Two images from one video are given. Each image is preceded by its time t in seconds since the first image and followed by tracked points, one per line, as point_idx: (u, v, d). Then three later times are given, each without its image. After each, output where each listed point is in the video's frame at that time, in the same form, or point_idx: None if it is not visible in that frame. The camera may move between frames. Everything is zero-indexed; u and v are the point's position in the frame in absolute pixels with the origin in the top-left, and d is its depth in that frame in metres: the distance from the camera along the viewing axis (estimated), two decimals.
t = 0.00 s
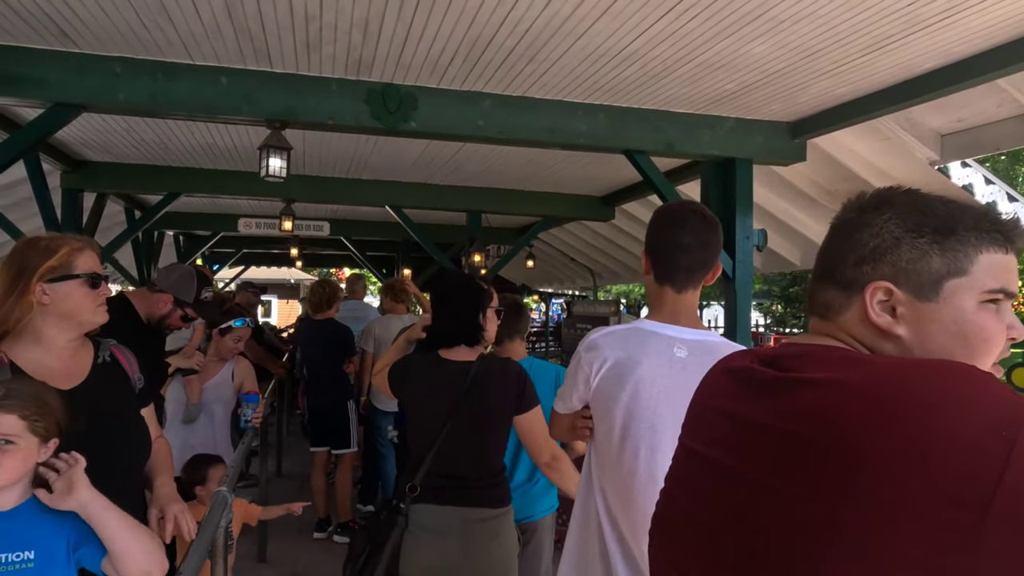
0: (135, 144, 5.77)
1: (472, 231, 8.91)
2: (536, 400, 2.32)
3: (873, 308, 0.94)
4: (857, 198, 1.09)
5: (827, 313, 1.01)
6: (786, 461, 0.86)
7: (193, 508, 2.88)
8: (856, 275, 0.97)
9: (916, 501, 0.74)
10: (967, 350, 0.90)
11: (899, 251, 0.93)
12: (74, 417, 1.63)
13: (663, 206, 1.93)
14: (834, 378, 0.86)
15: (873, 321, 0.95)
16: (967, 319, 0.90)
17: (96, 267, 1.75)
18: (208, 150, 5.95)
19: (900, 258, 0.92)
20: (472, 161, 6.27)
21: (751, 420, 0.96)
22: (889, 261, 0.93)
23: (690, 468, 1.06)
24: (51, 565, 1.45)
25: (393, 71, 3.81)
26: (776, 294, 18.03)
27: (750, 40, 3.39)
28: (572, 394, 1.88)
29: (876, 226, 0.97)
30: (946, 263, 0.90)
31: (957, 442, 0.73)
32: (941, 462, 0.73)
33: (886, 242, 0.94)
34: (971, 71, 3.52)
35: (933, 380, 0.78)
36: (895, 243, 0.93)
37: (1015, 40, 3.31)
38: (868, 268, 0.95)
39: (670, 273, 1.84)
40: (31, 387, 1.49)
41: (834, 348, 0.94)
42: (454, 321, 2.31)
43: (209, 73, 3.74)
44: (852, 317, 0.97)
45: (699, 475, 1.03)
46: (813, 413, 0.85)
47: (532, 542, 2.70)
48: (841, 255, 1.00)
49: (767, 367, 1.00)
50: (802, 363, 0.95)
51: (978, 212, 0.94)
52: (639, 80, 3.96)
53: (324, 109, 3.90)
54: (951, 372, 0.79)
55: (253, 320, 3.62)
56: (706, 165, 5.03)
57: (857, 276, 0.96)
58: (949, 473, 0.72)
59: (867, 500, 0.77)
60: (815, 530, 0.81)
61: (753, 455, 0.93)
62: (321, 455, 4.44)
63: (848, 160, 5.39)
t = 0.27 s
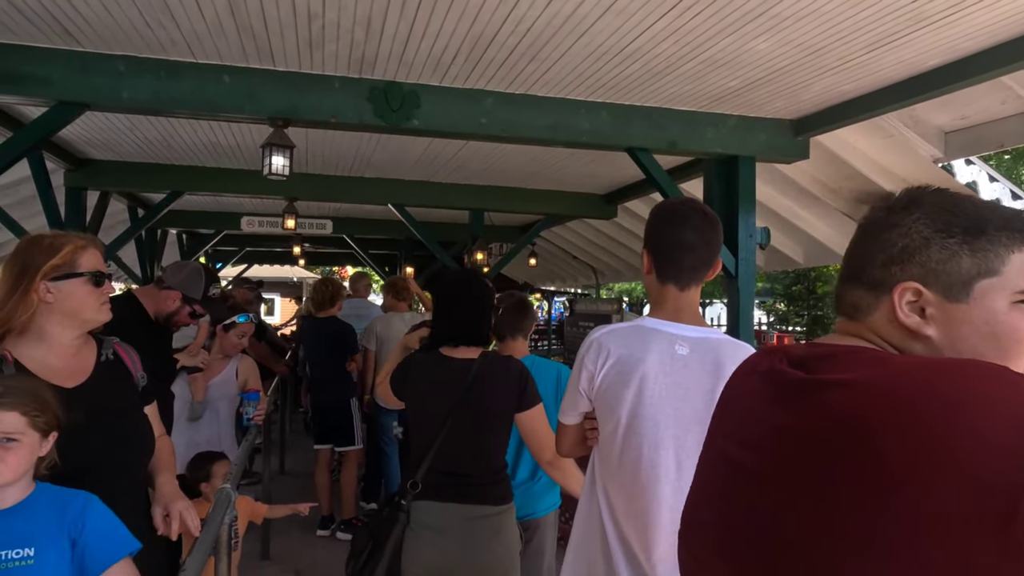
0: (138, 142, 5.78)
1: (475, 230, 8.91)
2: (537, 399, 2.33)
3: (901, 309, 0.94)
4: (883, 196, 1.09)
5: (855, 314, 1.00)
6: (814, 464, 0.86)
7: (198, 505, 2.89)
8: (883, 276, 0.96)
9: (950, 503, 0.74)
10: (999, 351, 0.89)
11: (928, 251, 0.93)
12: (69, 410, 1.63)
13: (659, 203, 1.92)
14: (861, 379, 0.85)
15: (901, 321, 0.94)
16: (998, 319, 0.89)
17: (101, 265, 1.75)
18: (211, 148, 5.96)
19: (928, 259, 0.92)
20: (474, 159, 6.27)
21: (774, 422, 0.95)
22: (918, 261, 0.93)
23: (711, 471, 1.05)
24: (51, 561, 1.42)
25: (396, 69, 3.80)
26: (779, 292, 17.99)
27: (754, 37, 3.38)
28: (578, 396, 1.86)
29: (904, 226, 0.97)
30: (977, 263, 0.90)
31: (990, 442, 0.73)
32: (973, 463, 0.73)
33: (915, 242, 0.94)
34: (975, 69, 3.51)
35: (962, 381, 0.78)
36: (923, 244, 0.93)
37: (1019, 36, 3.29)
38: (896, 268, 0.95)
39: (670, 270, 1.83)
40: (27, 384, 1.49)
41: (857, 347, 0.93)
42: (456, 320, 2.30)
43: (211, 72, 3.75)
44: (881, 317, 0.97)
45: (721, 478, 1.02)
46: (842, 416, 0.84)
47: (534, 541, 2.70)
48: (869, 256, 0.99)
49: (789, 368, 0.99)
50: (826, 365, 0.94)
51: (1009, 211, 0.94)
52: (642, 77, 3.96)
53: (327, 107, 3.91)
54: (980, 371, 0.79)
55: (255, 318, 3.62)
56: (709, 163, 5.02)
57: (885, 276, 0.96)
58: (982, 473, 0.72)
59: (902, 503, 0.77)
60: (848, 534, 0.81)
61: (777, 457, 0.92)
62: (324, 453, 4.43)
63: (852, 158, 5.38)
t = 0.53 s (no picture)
0: (139, 140, 5.78)
1: (475, 227, 8.90)
2: (536, 396, 2.33)
3: (963, 297, 0.95)
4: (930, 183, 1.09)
5: (913, 303, 1.01)
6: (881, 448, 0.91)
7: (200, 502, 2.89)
8: (943, 264, 0.97)
9: (1019, 478, 0.79)
10: None
11: (992, 238, 0.94)
12: (67, 405, 1.64)
13: (653, 200, 1.92)
14: (923, 369, 0.90)
15: (963, 310, 0.95)
16: None
17: (101, 263, 1.75)
18: (212, 146, 5.95)
19: (992, 246, 0.94)
20: (475, 157, 6.26)
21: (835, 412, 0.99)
22: (981, 249, 0.94)
23: (771, 460, 1.09)
24: (38, 569, 1.42)
25: (397, 66, 3.80)
26: (780, 290, 17.95)
27: (755, 35, 3.38)
28: (579, 395, 1.84)
29: (963, 213, 0.97)
30: None
31: None
32: None
33: (976, 228, 0.95)
34: (976, 66, 3.50)
35: None
36: (985, 230, 0.94)
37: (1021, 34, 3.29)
38: (957, 256, 0.96)
39: (667, 266, 1.82)
40: (26, 379, 1.50)
41: (914, 337, 0.98)
42: (457, 318, 2.30)
43: (212, 69, 3.75)
44: (943, 306, 0.98)
45: (783, 467, 1.06)
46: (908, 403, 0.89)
47: (535, 538, 2.70)
48: (924, 244, 1.00)
49: (843, 360, 1.04)
50: (883, 356, 0.98)
51: None
52: (644, 75, 3.95)
53: (328, 105, 3.90)
54: None
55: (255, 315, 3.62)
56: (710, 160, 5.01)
57: (945, 264, 0.97)
58: None
59: (970, 480, 0.82)
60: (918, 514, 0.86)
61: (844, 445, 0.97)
62: (324, 450, 4.43)
63: (854, 155, 5.37)
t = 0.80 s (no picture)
0: (138, 138, 5.77)
1: (475, 225, 8.90)
2: (535, 393, 2.33)
3: (1011, 285, 0.95)
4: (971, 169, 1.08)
5: (958, 293, 1.01)
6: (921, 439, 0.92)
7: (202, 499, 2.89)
8: (988, 252, 0.97)
9: None
10: None
11: None
12: (67, 401, 1.63)
13: (647, 198, 1.91)
14: (962, 359, 0.92)
15: (1011, 297, 0.96)
16: None
17: (96, 260, 1.74)
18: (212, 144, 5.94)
19: None
20: (475, 155, 6.26)
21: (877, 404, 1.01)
22: None
23: (823, 456, 1.10)
24: (43, 568, 1.43)
25: (397, 64, 3.80)
26: (779, 289, 17.95)
27: (756, 32, 3.37)
28: (579, 393, 1.83)
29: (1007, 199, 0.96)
30: None
31: None
32: None
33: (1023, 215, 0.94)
34: (977, 64, 3.50)
35: None
36: None
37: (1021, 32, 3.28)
38: (1003, 244, 0.96)
39: (665, 264, 1.82)
40: (25, 375, 1.50)
41: (959, 328, 0.98)
42: (457, 316, 2.30)
43: (212, 67, 3.74)
44: (989, 295, 0.98)
45: (837, 463, 1.07)
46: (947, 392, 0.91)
47: (535, 536, 2.70)
48: (967, 232, 0.99)
49: (884, 352, 1.05)
50: (928, 346, 0.98)
51: None
52: (644, 72, 3.95)
53: (328, 103, 3.90)
54: None
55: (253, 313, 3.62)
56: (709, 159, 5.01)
57: (989, 253, 0.97)
58: None
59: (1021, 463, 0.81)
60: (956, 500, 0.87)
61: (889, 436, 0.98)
62: (324, 449, 4.42)
63: (854, 153, 5.37)
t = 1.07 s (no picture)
0: (134, 137, 5.75)
1: (472, 225, 8.89)
2: (531, 389, 2.33)
3: (988, 282, 0.98)
4: (963, 169, 1.10)
5: (940, 290, 1.05)
6: (894, 432, 0.96)
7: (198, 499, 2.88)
8: (969, 251, 1.00)
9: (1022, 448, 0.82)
10: None
11: (1015, 226, 0.96)
12: (65, 401, 1.63)
13: (639, 199, 1.91)
14: (937, 355, 0.95)
15: (989, 295, 0.99)
16: None
17: (80, 258, 1.73)
18: (208, 143, 5.93)
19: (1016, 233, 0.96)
20: (472, 154, 6.25)
21: (855, 398, 1.05)
22: (1005, 237, 0.97)
23: (806, 451, 1.13)
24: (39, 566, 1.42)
25: (393, 63, 3.79)
26: (776, 289, 17.96)
27: (752, 33, 3.38)
28: (574, 393, 1.83)
29: (990, 200, 0.99)
30: None
31: None
32: None
33: (1001, 216, 0.97)
34: (973, 64, 3.51)
35: None
36: (1010, 218, 0.97)
37: (1018, 31, 3.29)
38: (983, 243, 0.99)
39: (658, 263, 1.82)
40: (21, 373, 1.49)
41: (934, 327, 1.01)
42: (451, 315, 2.29)
43: (209, 66, 3.73)
44: (968, 293, 1.01)
45: (818, 458, 1.10)
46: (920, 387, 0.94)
47: (531, 535, 2.70)
48: (951, 231, 1.03)
49: (866, 348, 1.08)
50: (904, 343, 1.02)
51: None
52: (641, 72, 3.95)
53: (325, 102, 3.89)
54: None
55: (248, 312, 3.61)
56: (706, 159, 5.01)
57: (970, 252, 1.00)
58: None
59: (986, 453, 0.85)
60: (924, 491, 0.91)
61: (862, 430, 1.02)
62: (320, 449, 4.42)
63: (850, 153, 5.38)
